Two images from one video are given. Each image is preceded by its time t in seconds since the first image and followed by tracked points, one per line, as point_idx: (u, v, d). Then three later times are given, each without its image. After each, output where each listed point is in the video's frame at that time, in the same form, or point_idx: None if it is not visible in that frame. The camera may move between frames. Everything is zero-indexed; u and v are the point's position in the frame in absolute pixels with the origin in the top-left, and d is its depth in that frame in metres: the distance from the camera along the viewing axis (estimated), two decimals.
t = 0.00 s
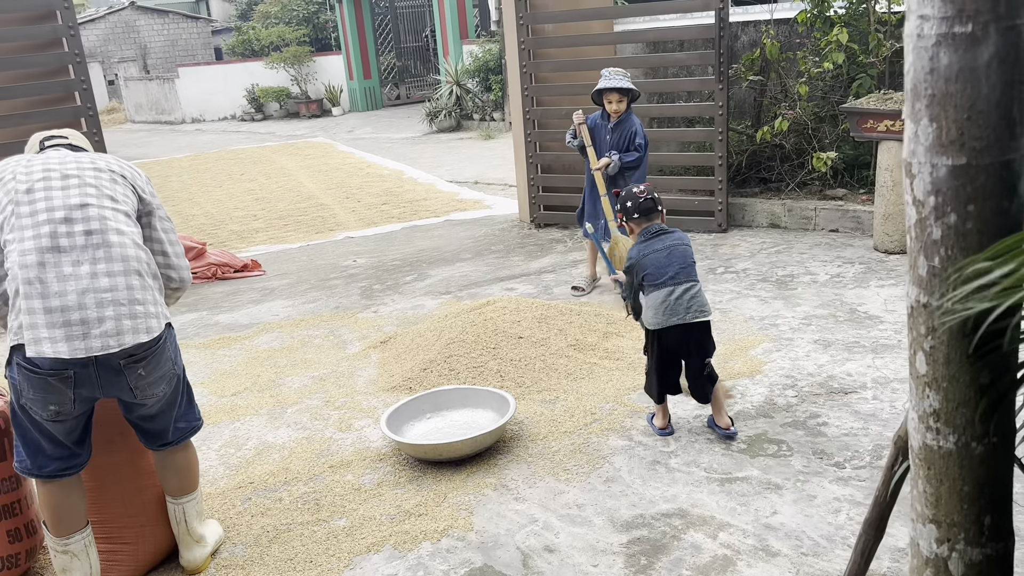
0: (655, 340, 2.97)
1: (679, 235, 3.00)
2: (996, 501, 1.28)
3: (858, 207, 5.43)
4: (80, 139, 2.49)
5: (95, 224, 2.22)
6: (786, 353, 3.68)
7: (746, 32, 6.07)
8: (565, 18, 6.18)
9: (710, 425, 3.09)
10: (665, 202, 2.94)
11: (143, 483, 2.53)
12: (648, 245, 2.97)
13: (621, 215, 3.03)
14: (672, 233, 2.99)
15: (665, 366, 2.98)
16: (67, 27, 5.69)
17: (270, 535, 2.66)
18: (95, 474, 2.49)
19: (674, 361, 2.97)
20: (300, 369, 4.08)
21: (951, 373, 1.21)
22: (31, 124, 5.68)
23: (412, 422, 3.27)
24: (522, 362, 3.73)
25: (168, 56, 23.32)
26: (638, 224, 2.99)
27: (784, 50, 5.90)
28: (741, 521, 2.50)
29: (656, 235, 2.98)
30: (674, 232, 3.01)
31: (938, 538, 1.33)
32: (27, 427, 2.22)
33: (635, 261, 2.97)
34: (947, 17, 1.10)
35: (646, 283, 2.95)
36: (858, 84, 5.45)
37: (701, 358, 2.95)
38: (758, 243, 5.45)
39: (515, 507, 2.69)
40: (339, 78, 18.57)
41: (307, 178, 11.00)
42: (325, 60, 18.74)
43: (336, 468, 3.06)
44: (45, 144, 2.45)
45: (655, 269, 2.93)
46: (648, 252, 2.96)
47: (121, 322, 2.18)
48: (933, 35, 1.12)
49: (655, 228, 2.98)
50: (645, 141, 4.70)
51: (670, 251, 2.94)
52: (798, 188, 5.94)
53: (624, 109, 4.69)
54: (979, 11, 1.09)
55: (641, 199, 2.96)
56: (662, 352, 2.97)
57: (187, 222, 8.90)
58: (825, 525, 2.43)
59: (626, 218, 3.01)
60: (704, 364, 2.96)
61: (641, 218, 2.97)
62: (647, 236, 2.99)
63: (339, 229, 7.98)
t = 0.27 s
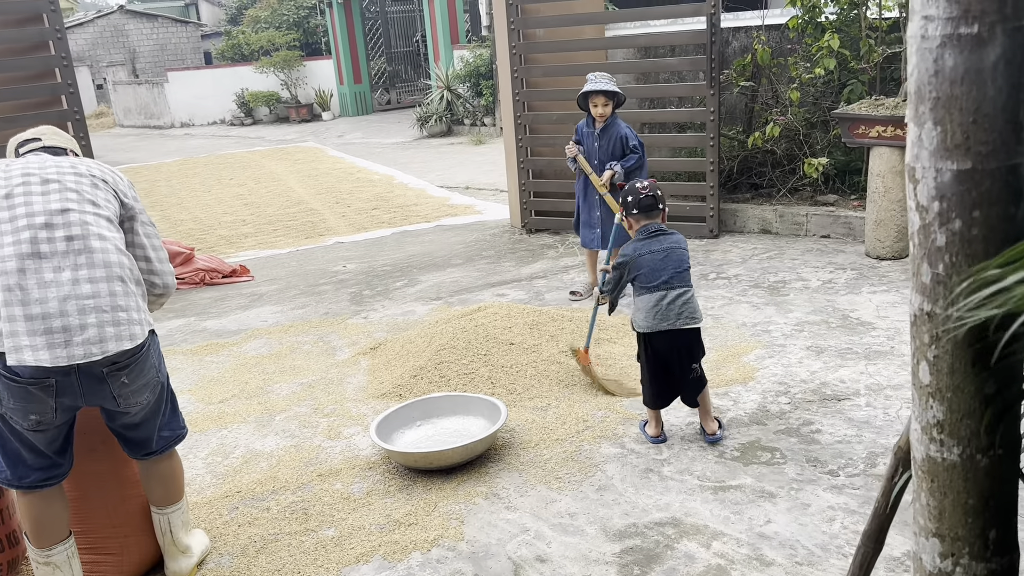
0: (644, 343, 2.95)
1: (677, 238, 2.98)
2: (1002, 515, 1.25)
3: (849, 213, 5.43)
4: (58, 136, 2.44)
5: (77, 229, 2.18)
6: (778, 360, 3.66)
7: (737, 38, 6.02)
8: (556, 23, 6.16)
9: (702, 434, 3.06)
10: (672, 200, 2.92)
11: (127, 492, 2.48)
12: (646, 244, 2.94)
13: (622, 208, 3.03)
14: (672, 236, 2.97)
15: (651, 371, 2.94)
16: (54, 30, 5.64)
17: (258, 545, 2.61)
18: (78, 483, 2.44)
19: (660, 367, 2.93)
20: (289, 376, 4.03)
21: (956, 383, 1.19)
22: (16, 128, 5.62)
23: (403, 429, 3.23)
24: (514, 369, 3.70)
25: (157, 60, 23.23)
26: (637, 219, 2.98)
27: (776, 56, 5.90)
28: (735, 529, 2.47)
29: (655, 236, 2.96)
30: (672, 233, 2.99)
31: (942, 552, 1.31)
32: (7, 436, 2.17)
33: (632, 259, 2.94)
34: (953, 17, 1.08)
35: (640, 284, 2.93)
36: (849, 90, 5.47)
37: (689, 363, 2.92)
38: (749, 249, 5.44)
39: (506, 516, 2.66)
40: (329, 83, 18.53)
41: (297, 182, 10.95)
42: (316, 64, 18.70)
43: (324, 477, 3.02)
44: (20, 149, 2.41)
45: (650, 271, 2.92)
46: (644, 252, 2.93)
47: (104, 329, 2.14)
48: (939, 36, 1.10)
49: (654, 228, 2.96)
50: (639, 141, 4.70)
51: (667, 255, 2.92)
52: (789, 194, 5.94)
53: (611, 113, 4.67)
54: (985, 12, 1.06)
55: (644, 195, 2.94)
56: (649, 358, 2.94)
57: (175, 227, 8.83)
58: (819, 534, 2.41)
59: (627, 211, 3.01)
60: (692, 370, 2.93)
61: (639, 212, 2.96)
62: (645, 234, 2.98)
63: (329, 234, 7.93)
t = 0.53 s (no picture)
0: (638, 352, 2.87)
1: (697, 248, 2.87)
2: None
3: (842, 222, 5.37)
4: (31, 136, 2.35)
5: (46, 242, 2.08)
6: (773, 372, 3.58)
7: (728, 44, 6.02)
8: (546, 29, 6.10)
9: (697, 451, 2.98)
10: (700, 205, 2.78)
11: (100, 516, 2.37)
12: (660, 249, 2.85)
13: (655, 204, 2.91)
14: (692, 244, 2.86)
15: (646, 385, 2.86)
16: (34, 34, 5.52)
17: (237, 569, 2.51)
18: (48, 506, 2.34)
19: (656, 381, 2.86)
20: (272, 389, 3.93)
21: (986, 424, 1.15)
22: None
23: (389, 445, 3.13)
24: (503, 382, 3.61)
25: (144, 64, 23.05)
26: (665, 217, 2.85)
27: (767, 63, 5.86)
28: (731, 552, 2.39)
29: (672, 241, 2.85)
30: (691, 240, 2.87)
31: None
32: None
33: (641, 262, 2.86)
34: (985, 25, 1.05)
35: (644, 290, 2.86)
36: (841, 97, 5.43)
37: (686, 382, 2.83)
38: (742, 258, 5.38)
39: (496, 538, 2.57)
40: (318, 87, 18.42)
41: (284, 188, 10.83)
42: (304, 69, 18.59)
43: (308, 496, 2.92)
44: None
45: (655, 279, 2.83)
46: (654, 258, 2.84)
47: (72, 348, 2.04)
48: (969, 46, 1.06)
49: (670, 232, 2.86)
50: (617, 149, 4.63)
51: (678, 265, 2.82)
52: (781, 202, 5.88)
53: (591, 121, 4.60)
54: (1019, 20, 1.04)
55: (666, 196, 2.82)
56: (645, 370, 2.86)
57: (160, 234, 8.70)
58: (819, 557, 2.33)
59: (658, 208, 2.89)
60: (688, 389, 2.85)
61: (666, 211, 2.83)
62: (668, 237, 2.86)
63: (316, 241, 7.83)
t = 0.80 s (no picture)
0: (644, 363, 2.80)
1: (722, 264, 2.73)
2: None
3: (837, 233, 5.29)
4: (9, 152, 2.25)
5: (9, 267, 1.95)
6: (771, 392, 3.48)
7: (720, 53, 5.96)
8: (536, 37, 5.99)
9: (693, 477, 2.87)
10: (729, 217, 2.65)
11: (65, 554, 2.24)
12: (680, 260, 2.74)
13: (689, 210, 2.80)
14: (717, 258, 2.73)
15: (648, 403, 2.79)
16: (10, 41, 5.37)
17: None
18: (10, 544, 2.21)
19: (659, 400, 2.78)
20: (253, 408, 3.80)
21: None
22: None
23: (374, 470, 3.01)
24: (492, 402, 3.49)
25: (130, 69, 22.83)
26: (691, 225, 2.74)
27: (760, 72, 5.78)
28: None
29: (696, 253, 2.73)
30: (712, 254, 2.74)
31: None
32: None
33: (658, 271, 2.77)
34: None
35: (657, 301, 2.77)
36: (836, 107, 5.30)
37: (689, 403, 2.75)
38: (736, 270, 5.28)
39: (484, 573, 2.45)
40: (306, 93, 18.27)
41: (271, 195, 10.68)
42: (292, 75, 18.44)
43: (288, 526, 2.80)
44: None
45: (667, 291, 2.74)
46: (667, 271, 2.74)
47: (34, 381, 1.91)
48: None
49: (688, 244, 2.74)
50: (595, 159, 4.54)
51: (692, 281, 2.70)
52: (774, 213, 5.80)
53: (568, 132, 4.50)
54: None
55: (694, 205, 2.70)
56: (648, 387, 2.79)
57: (143, 243, 8.54)
58: None
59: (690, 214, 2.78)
60: (693, 410, 2.76)
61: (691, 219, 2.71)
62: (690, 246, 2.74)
63: (302, 250, 7.69)
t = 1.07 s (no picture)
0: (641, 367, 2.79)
1: (721, 273, 2.60)
2: None
3: (830, 241, 5.22)
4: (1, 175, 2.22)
5: None
6: (765, 405, 3.40)
7: (711, 57, 5.92)
8: (525, 40, 5.91)
9: (687, 495, 2.78)
10: (731, 217, 2.59)
11: None
12: (678, 267, 2.68)
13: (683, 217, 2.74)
14: (719, 266, 2.60)
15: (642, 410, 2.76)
16: None
17: None
18: None
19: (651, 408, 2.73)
20: (234, 422, 3.69)
21: None
22: None
23: (357, 488, 2.91)
24: (480, 416, 3.40)
25: (117, 72, 22.63)
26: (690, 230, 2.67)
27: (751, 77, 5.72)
28: None
29: (695, 258, 2.65)
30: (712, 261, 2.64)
31: None
32: None
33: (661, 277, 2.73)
34: None
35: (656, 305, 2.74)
36: (829, 113, 5.28)
37: (671, 414, 2.66)
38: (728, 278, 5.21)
39: None
40: (294, 96, 18.14)
41: (257, 200, 10.56)
42: (280, 78, 18.31)
43: (267, 547, 2.69)
44: None
45: (662, 296, 2.70)
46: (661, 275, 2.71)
47: (6, 402, 1.81)
48: None
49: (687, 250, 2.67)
50: (576, 165, 4.45)
51: (681, 288, 2.64)
52: (766, 219, 5.73)
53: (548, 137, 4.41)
54: None
55: (693, 208, 2.65)
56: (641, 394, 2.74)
57: (127, 249, 8.40)
58: None
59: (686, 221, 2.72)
60: (677, 422, 2.66)
61: (691, 225, 2.65)
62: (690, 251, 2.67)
63: (289, 256, 7.57)
